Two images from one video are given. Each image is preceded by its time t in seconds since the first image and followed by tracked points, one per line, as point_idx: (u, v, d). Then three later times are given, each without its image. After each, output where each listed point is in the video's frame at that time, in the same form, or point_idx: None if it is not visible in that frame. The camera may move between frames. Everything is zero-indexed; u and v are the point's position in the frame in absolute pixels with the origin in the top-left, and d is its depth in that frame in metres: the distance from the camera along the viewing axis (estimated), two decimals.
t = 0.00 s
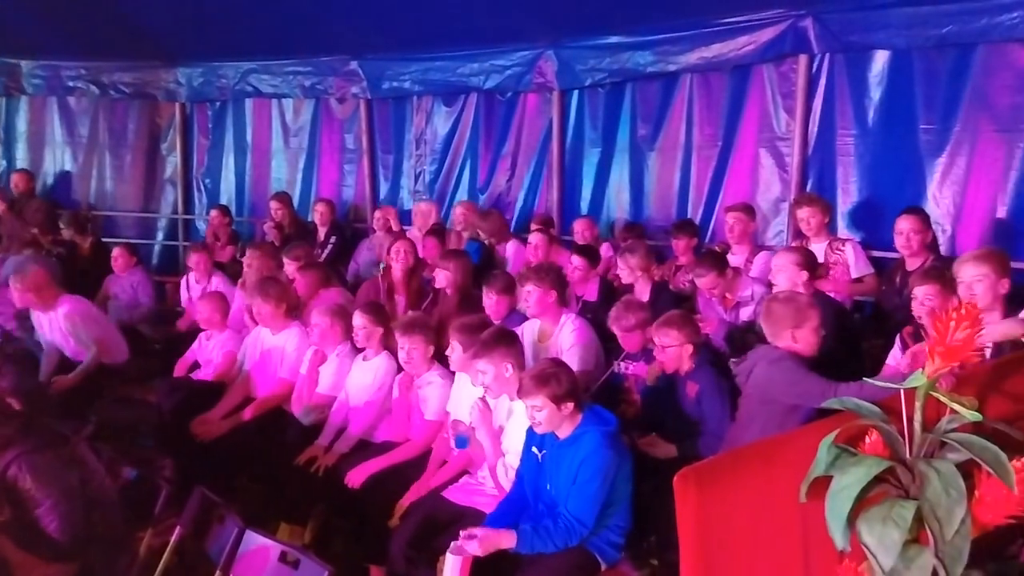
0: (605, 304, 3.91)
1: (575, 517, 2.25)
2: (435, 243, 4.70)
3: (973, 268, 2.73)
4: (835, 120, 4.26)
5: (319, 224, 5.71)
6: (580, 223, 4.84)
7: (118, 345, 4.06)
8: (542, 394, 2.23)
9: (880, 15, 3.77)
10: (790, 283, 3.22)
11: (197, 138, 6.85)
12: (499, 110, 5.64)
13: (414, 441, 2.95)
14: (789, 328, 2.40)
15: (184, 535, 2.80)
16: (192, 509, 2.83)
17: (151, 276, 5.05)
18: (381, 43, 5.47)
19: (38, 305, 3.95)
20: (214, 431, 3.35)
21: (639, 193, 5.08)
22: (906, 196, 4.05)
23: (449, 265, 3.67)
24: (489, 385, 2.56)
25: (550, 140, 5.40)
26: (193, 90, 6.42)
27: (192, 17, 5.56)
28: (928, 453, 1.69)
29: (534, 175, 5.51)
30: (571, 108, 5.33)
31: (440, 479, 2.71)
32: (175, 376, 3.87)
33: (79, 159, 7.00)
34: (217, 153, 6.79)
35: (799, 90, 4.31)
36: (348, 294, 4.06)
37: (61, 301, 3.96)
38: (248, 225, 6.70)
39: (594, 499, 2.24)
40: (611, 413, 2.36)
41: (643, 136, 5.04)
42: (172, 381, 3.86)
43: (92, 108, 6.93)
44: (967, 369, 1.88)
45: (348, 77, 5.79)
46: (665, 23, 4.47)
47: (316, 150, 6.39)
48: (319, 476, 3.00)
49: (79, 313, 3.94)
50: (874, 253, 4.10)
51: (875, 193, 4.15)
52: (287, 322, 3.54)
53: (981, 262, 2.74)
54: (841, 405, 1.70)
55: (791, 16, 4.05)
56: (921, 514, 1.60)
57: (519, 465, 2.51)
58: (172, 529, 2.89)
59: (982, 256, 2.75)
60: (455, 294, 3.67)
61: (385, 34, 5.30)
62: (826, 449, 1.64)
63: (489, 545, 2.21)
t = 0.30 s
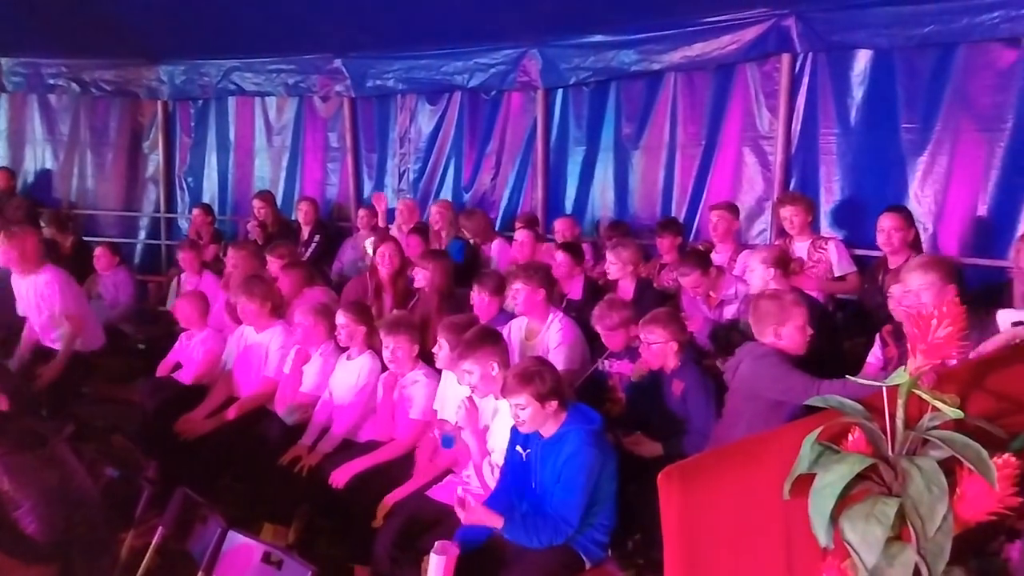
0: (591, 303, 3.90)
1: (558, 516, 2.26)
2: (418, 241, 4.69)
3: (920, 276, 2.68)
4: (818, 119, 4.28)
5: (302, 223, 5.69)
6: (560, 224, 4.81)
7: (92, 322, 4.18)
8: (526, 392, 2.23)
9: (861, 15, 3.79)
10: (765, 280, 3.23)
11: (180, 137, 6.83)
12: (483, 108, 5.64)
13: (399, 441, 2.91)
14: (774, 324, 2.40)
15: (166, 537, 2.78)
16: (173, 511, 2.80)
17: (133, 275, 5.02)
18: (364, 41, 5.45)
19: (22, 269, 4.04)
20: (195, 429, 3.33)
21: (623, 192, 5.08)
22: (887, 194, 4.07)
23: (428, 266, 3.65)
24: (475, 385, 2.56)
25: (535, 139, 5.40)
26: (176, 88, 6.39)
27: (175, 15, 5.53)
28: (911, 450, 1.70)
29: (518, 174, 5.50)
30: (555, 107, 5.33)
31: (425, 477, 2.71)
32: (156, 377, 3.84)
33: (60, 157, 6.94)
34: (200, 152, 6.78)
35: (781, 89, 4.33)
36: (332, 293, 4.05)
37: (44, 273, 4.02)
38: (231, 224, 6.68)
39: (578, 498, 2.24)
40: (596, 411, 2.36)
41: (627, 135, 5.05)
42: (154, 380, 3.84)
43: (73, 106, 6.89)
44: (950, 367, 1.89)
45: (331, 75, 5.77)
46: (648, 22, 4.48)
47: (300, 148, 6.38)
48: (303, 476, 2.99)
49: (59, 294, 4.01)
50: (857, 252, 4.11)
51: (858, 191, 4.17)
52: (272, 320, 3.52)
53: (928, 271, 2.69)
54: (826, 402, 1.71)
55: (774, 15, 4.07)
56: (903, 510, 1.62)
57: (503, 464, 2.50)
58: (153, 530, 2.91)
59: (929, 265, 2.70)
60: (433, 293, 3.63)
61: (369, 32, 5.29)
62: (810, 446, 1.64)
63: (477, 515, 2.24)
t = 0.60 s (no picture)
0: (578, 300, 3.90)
1: (543, 514, 2.25)
2: (403, 240, 4.69)
3: (874, 286, 2.47)
4: (804, 119, 4.29)
5: (288, 223, 5.66)
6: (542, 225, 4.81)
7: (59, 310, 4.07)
8: (515, 387, 2.22)
9: (846, 14, 3.80)
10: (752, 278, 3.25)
11: (164, 136, 6.81)
12: (470, 107, 5.63)
13: (386, 441, 2.92)
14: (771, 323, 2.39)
15: (150, 538, 2.77)
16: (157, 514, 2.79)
17: (117, 276, 4.96)
18: (351, 39, 5.43)
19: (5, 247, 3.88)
20: (179, 429, 3.32)
21: (610, 192, 5.09)
22: (873, 194, 4.08)
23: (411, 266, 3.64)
24: (463, 385, 2.55)
25: (522, 138, 5.40)
26: (160, 87, 6.37)
27: (160, 13, 5.49)
28: (894, 449, 1.71)
29: (505, 173, 5.50)
30: (542, 107, 5.33)
31: (411, 477, 2.70)
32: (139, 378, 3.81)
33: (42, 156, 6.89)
34: (185, 151, 6.76)
35: (767, 88, 4.34)
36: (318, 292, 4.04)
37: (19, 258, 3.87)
38: (216, 223, 6.67)
39: (564, 495, 2.24)
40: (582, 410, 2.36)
41: (614, 134, 5.05)
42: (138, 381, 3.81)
43: (56, 105, 6.80)
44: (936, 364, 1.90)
45: (317, 74, 5.76)
46: (635, 22, 4.48)
47: (286, 147, 6.36)
48: (290, 477, 2.95)
49: (34, 284, 3.86)
50: (842, 251, 4.13)
51: (844, 191, 4.18)
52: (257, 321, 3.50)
53: (882, 280, 2.47)
54: (810, 401, 1.72)
55: (759, 15, 4.08)
56: (888, 508, 1.63)
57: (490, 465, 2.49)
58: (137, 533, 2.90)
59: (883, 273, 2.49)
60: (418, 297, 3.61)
61: (356, 31, 5.27)
62: (794, 445, 1.64)
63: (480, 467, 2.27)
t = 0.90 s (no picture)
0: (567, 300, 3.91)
1: (532, 511, 2.24)
2: (391, 240, 4.70)
3: (847, 289, 2.50)
4: (790, 120, 4.31)
5: (275, 224, 5.66)
6: (528, 226, 4.80)
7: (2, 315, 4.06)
8: (509, 386, 2.24)
9: (833, 15, 3.82)
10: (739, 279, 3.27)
11: (151, 136, 6.79)
12: (458, 107, 5.63)
13: (373, 442, 2.94)
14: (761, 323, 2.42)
15: (136, 542, 2.76)
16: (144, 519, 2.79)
17: (103, 277, 4.93)
18: (339, 39, 5.42)
19: None
20: (165, 432, 3.32)
21: (598, 192, 5.10)
22: (859, 193, 4.10)
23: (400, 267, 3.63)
24: (450, 384, 2.55)
25: (510, 139, 5.40)
26: (146, 87, 6.34)
27: (146, 12, 5.46)
28: (880, 448, 1.71)
29: (494, 173, 5.50)
30: (530, 107, 5.33)
31: (399, 479, 2.70)
32: (125, 380, 3.81)
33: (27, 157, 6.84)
34: (171, 151, 6.74)
35: (754, 88, 4.35)
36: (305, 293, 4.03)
37: None
38: (204, 224, 6.66)
39: (552, 494, 2.23)
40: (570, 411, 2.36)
41: (602, 135, 5.06)
42: (123, 384, 3.79)
43: (41, 105, 6.76)
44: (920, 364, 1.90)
45: (305, 75, 5.74)
46: (623, 22, 4.48)
47: (273, 148, 6.35)
48: (276, 479, 2.95)
49: None
50: (829, 251, 4.15)
51: (830, 191, 4.19)
52: (244, 322, 3.50)
53: (854, 283, 2.50)
54: (796, 400, 1.72)
55: (747, 15, 4.08)
56: (873, 508, 1.65)
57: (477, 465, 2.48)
58: (122, 536, 2.88)
59: (854, 275, 2.51)
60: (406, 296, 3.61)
61: (344, 30, 5.25)
62: (781, 446, 1.65)
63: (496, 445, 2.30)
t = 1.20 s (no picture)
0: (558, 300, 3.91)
1: (527, 509, 2.24)
2: (384, 241, 4.70)
3: (841, 287, 2.51)
4: (781, 120, 4.32)
5: (266, 225, 5.63)
6: (520, 226, 4.80)
7: None
8: (503, 390, 2.23)
9: (823, 15, 3.83)
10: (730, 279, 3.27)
11: (141, 136, 6.77)
12: (450, 108, 5.63)
13: (365, 443, 2.93)
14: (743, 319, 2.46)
15: (127, 544, 2.75)
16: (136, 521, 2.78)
17: (94, 279, 4.91)
18: (330, 40, 5.41)
19: None
20: (156, 433, 3.31)
21: (590, 192, 5.10)
22: (849, 193, 4.11)
23: (391, 268, 3.63)
24: (445, 382, 2.54)
25: (502, 139, 5.39)
26: (136, 88, 6.29)
27: (136, 13, 5.44)
28: (871, 447, 1.72)
29: (486, 173, 5.50)
30: (521, 107, 5.34)
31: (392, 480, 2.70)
32: (115, 383, 3.80)
33: (17, 159, 6.81)
34: (162, 152, 6.72)
35: (744, 89, 4.36)
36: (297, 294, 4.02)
37: None
38: (195, 225, 6.65)
39: (546, 493, 2.24)
40: (564, 412, 2.37)
41: (593, 135, 5.06)
42: (113, 387, 3.78)
43: (31, 106, 6.75)
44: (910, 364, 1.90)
45: (295, 75, 5.73)
46: (614, 22, 4.48)
47: (264, 148, 6.34)
48: (267, 481, 2.94)
49: None
50: (820, 251, 4.16)
51: (821, 191, 4.21)
52: (235, 323, 3.49)
53: (849, 281, 2.52)
54: (787, 400, 1.73)
55: (737, 16, 4.09)
56: (864, 507, 1.65)
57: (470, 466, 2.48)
58: (113, 539, 2.87)
59: (849, 274, 2.54)
60: (398, 296, 3.61)
61: (335, 30, 5.24)
62: (772, 445, 1.65)
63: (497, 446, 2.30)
